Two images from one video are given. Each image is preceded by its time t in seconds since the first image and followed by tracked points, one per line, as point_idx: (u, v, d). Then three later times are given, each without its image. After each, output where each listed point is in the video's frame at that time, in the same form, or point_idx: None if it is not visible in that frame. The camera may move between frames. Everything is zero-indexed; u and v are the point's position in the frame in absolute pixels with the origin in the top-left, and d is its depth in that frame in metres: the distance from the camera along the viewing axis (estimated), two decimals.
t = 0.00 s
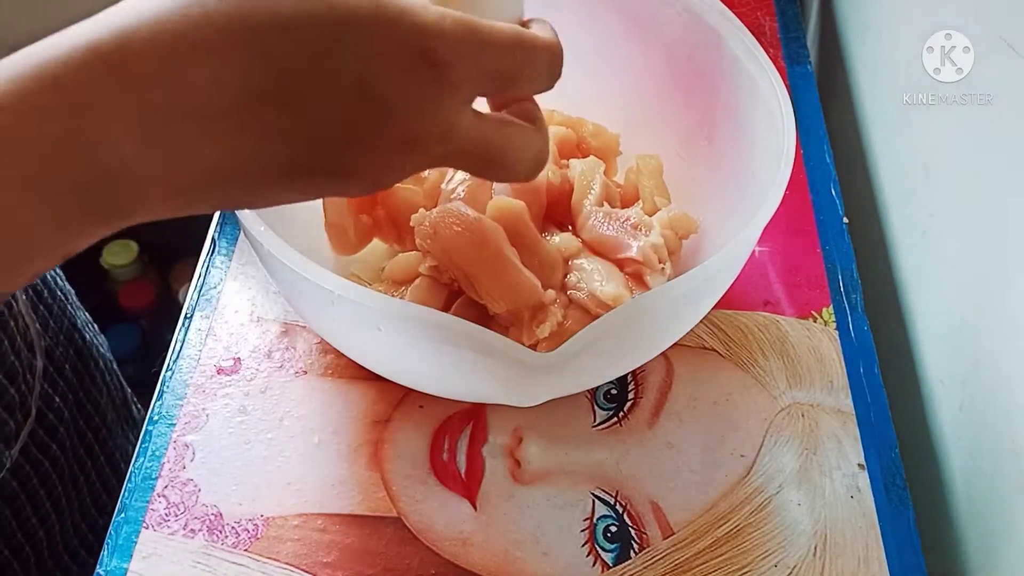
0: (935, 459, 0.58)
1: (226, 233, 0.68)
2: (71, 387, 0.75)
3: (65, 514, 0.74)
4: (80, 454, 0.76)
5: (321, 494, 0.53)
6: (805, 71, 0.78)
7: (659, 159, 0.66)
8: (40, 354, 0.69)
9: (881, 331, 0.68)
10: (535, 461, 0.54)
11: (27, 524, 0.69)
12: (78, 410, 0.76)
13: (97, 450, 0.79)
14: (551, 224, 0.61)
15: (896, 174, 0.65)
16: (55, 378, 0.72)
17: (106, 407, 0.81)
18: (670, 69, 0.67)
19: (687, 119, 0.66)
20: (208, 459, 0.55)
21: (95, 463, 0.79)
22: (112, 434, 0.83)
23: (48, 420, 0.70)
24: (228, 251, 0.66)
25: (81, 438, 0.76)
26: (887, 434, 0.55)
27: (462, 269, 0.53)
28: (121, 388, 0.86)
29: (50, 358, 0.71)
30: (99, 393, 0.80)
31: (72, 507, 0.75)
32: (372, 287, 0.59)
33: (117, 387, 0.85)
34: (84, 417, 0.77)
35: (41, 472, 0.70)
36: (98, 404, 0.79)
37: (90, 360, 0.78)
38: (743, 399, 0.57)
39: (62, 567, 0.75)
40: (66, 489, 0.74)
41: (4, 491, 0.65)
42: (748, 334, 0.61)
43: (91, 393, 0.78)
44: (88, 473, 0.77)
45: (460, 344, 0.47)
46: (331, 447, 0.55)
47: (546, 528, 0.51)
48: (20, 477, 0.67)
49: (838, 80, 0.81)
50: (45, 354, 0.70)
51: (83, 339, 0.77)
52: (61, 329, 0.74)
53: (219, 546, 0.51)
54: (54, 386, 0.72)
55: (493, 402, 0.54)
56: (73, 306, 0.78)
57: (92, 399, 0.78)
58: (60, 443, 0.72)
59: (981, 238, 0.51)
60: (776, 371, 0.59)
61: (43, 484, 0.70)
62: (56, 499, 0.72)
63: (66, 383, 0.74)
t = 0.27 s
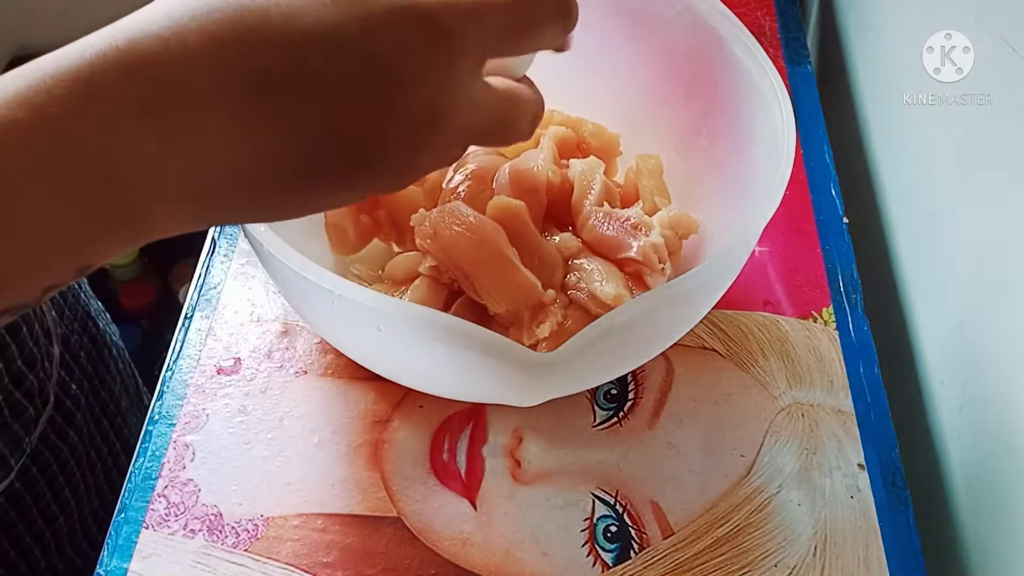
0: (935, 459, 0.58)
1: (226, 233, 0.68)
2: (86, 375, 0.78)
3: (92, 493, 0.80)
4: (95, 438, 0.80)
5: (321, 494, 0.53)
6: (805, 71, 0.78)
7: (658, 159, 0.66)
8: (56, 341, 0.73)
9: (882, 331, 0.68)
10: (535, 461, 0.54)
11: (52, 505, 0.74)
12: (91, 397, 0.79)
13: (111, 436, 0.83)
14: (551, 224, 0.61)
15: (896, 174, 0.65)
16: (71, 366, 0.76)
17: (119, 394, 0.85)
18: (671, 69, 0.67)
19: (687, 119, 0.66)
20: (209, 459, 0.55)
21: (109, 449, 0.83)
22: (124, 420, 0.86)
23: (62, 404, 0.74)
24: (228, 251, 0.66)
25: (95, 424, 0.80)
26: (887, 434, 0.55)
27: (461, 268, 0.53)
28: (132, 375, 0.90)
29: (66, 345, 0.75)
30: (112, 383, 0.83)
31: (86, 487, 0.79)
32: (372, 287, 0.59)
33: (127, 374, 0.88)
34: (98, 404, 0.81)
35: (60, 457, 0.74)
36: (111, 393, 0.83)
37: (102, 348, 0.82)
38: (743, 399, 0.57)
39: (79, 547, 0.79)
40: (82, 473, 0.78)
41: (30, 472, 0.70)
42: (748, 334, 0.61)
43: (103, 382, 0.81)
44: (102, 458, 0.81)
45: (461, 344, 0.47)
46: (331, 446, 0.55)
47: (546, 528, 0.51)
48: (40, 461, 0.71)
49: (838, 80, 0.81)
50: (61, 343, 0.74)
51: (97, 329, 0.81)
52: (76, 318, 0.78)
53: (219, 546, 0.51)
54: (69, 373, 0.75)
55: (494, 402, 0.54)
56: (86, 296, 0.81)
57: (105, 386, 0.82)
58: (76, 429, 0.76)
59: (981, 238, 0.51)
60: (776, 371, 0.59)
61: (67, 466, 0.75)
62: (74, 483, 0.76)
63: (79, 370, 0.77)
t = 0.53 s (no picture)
0: (936, 459, 0.58)
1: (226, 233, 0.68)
2: (100, 367, 0.79)
3: (108, 486, 0.81)
4: (110, 430, 0.81)
5: (321, 494, 0.53)
6: (805, 71, 0.78)
7: (658, 159, 0.66)
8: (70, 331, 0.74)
9: (883, 332, 0.68)
10: (535, 461, 0.54)
11: (69, 498, 0.75)
12: (106, 390, 0.80)
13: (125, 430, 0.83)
14: (551, 224, 0.61)
15: (896, 174, 0.65)
16: (85, 359, 0.77)
17: (133, 387, 0.86)
18: (671, 69, 0.67)
19: (687, 119, 0.66)
20: (209, 459, 0.55)
21: (124, 442, 0.83)
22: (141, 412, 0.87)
23: (75, 395, 0.75)
24: (228, 251, 0.67)
25: (110, 416, 0.81)
26: (887, 434, 0.55)
27: (462, 268, 0.53)
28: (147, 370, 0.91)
29: (80, 337, 0.76)
30: (125, 376, 0.84)
31: (103, 478, 0.80)
32: (372, 287, 0.59)
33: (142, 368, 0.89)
34: (114, 397, 0.82)
35: (75, 448, 0.75)
36: (125, 386, 0.84)
37: (116, 342, 0.83)
38: (743, 399, 0.57)
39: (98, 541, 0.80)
40: (98, 466, 0.79)
41: (45, 463, 0.71)
42: (748, 334, 0.61)
43: (117, 375, 0.82)
44: (117, 450, 0.82)
45: (461, 345, 0.47)
46: (331, 447, 0.55)
47: (546, 528, 0.51)
48: (54, 453, 0.72)
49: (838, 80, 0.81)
50: (74, 336, 0.75)
51: (112, 323, 0.82)
52: (91, 311, 0.79)
53: (219, 546, 0.51)
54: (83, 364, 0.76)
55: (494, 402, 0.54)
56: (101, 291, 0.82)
57: (119, 378, 0.83)
58: (91, 421, 0.77)
59: (982, 238, 0.51)
60: (776, 371, 0.59)
61: (82, 458, 0.76)
62: (90, 475, 0.77)
63: (93, 363, 0.78)
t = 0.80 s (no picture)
0: (936, 459, 0.58)
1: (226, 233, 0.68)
2: (104, 364, 0.79)
3: (113, 483, 0.81)
4: (112, 427, 0.81)
5: (321, 494, 0.53)
6: (805, 71, 0.78)
7: (658, 160, 0.66)
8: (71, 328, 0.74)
9: (883, 332, 0.68)
10: (535, 461, 0.54)
11: (73, 494, 0.75)
12: (109, 387, 0.80)
13: (130, 426, 0.84)
14: (551, 224, 0.61)
15: (896, 175, 0.65)
16: (88, 356, 0.77)
17: (137, 384, 0.86)
18: (671, 69, 0.67)
19: (687, 119, 0.67)
20: (209, 459, 0.55)
21: (128, 439, 0.84)
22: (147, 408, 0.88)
23: (77, 391, 0.75)
24: (228, 252, 0.67)
25: (113, 412, 0.81)
26: (887, 434, 0.55)
27: (462, 268, 0.53)
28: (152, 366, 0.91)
29: (81, 334, 0.76)
30: (129, 373, 0.84)
31: (106, 474, 0.80)
32: (372, 287, 0.59)
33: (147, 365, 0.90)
34: (118, 394, 0.82)
35: (79, 445, 0.75)
36: (129, 382, 0.84)
37: (122, 339, 0.83)
38: (743, 399, 0.57)
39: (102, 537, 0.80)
40: (103, 462, 0.79)
41: (47, 460, 0.71)
42: (748, 334, 0.61)
43: (121, 372, 0.82)
44: (122, 447, 0.82)
45: (460, 344, 0.47)
46: (331, 447, 0.55)
47: (545, 528, 0.51)
48: (56, 450, 0.72)
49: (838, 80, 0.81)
50: (78, 332, 0.75)
51: (117, 320, 0.82)
52: (95, 309, 0.79)
53: (219, 546, 0.51)
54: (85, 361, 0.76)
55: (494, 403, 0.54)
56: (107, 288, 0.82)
57: (124, 375, 0.83)
58: (95, 418, 0.77)
59: (982, 238, 0.51)
60: (776, 371, 0.59)
61: (86, 455, 0.76)
62: (95, 472, 0.77)
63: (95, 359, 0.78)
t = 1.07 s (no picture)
0: (936, 459, 0.58)
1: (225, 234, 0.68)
2: (103, 359, 0.79)
3: (112, 477, 0.81)
4: (113, 422, 0.81)
5: (321, 494, 0.53)
6: (805, 71, 0.78)
7: (658, 159, 0.66)
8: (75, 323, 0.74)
9: (882, 332, 0.68)
10: (535, 461, 0.54)
11: (74, 489, 0.75)
12: (110, 382, 0.80)
13: (130, 421, 0.84)
14: (551, 224, 0.61)
15: (896, 175, 0.65)
16: (89, 351, 0.76)
17: (137, 379, 0.86)
18: (671, 69, 0.67)
19: (688, 119, 0.66)
20: (208, 459, 0.55)
21: (128, 434, 0.84)
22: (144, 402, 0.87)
23: (79, 387, 0.75)
24: (227, 251, 0.66)
25: (114, 407, 0.81)
26: (887, 434, 0.55)
27: (462, 268, 0.53)
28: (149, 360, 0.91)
29: (83, 328, 0.76)
30: (129, 369, 0.84)
31: (107, 469, 0.80)
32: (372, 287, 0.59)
33: (145, 359, 0.89)
34: (117, 389, 0.81)
35: (79, 440, 0.75)
36: (128, 377, 0.84)
37: (120, 333, 0.83)
38: (743, 399, 0.57)
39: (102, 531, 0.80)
40: (102, 457, 0.79)
41: (48, 456, 0.71)
42: (748, 334, 0.60)
43: (121, 367, 0.82)
44: (121, 441, 0.82)
45: (461, 344, 0.47)
46: (331, 447, 0.55)
47: (546, 528, 0.51)
48: (59, 445, 0.72)
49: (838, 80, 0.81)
50: (78, 327, 0.75)
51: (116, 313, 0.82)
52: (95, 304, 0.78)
53: (219, 546, 0.51)
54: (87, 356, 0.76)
55: (493, 403, 0.54)
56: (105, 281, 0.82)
57: (123, 369, 0.83)
58: (95, 413, 0.77)
59: (982, 239, 0.51)
60: (776, 371, 0.59)
61: (86, 450, 0.76)
62: (95, 467, 0.77)
63: (96, 355, 0.78)
